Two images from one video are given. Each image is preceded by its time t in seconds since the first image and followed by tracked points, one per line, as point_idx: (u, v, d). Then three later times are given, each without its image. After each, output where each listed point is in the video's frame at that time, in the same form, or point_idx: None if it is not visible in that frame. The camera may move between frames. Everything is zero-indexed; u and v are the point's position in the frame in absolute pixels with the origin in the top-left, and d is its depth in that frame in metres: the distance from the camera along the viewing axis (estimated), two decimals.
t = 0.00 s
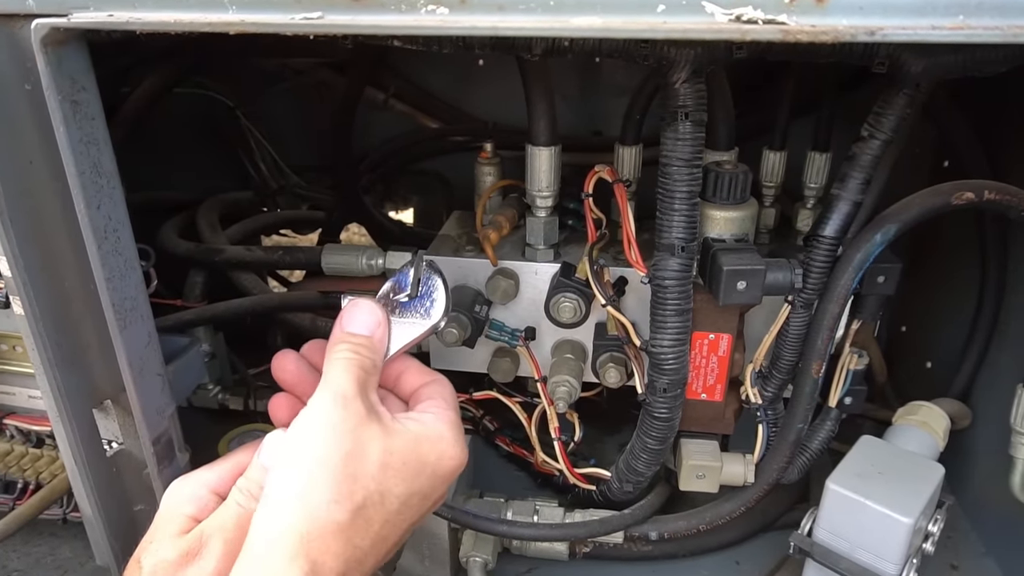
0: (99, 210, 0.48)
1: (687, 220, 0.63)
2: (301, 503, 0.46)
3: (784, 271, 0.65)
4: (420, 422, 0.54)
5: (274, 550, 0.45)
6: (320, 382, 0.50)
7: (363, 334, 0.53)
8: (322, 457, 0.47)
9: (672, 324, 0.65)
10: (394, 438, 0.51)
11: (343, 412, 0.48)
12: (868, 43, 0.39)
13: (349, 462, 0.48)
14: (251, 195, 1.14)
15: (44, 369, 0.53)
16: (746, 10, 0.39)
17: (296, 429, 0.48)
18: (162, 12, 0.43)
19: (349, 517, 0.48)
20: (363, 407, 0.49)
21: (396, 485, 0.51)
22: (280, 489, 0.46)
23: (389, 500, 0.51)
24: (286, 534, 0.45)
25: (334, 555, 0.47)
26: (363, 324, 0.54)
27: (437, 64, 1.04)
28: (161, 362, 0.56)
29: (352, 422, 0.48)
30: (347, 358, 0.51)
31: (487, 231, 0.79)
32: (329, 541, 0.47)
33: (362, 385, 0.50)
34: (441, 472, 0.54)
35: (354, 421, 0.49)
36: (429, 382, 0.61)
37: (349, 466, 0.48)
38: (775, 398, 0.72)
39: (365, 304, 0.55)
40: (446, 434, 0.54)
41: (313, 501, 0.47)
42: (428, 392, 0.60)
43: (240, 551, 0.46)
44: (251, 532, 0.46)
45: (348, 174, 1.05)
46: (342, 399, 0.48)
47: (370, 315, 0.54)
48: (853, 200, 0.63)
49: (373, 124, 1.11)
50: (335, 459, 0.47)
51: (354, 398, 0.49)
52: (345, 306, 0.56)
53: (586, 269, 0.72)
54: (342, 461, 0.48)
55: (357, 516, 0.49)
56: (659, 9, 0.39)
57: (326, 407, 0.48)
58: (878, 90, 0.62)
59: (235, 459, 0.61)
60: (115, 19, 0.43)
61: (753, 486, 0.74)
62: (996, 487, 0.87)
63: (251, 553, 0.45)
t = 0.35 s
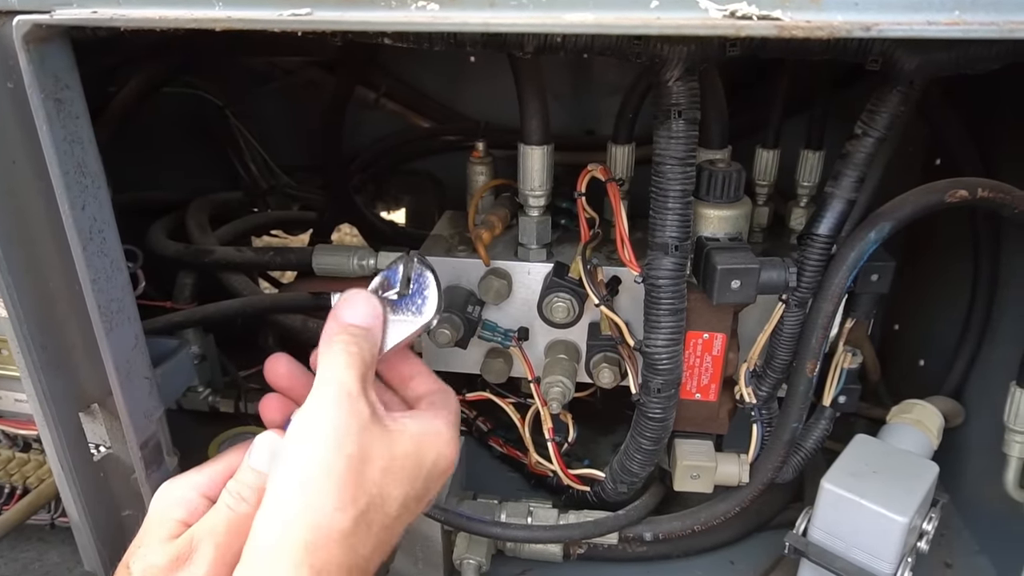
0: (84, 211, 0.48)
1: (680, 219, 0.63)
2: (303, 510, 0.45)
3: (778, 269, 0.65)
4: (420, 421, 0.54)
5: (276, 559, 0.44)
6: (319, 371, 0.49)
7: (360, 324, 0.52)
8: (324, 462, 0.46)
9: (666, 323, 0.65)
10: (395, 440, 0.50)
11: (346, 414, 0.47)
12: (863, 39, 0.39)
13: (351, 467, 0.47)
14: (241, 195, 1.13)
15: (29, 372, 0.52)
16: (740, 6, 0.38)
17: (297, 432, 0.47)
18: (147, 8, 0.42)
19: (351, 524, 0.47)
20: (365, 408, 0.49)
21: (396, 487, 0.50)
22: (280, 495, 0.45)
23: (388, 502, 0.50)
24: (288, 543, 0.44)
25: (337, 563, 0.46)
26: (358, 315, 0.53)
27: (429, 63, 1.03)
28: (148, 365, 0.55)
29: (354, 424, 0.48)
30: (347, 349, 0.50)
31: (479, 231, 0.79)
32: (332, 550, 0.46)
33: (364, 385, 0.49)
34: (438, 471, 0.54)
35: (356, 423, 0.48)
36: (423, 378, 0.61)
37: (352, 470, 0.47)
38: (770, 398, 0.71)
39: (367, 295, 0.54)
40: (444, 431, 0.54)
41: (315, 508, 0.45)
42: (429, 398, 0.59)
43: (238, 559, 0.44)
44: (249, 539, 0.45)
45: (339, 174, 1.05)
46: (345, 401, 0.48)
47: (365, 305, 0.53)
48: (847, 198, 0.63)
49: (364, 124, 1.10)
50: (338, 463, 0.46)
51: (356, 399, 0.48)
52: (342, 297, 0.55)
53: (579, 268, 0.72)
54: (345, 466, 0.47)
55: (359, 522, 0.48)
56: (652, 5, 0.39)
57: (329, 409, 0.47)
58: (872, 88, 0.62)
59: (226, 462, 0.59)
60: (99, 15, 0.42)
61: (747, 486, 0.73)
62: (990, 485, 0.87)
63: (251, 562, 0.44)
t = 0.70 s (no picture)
0: (47, 202, 0.45)
1: (677, 211, 0.60)
2: (277, 512, 0.43)
3: (780, 263, 0.63)
4: (393, 413, 0.52)
5: (251, 565, 0.42)
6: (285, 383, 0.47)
7: (328, 343, 0.50)
8: (296, 460, 0.44)
9: (662, 320, 0.62)
10: (370, 435, 0.49)
11: (317, 410, 0.46)
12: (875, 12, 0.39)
13: (326, 463, 0.45)
14: (226, 192, 1.10)
15: None
16: None
17: (265, 432, 0.45)
18: None
19: (332, 524, 0.45)
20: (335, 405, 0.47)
21: (376, 483, 0.48)
22: (252, 497, 0.43)
23: (370, 500, 0.48)
24: (263, 548, 0.42)
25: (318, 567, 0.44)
26: (327, 333, 0.51)
27: (418, 56, 1.01)
28: (120, 365, 0.53)
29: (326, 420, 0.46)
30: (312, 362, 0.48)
31: (470, 226, 0.76)
32: (312, 552, 0.43)
33: (333, 384, 0.48)
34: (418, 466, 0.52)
35: (329, 419, 0.46)
36: (400, 368, 0.57)
37: (327, 468, 0.45)
38: (770, 397, 0.69)
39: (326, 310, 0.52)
40: (421, 420, 0.52)
41: (291, 508, 0.43)
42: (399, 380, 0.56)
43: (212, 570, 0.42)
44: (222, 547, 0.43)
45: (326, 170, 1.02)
46: (315, 398, 0.46)
47: (332, 325, 0.51)
48: (850, 188, 0.61)
49: (352, 119, 1.08)
50: (311, 460, 0.45)
51: (326, 397, 0.46)
52: (310, 315, 0.52)
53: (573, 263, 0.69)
54: (320, 462, 0.45)
55: (340, 521, 0.45)
56: None
57: (298, 407, 0.45)
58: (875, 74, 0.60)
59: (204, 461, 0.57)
60: None
61: (747, 487, 0.71)
62: (993, 484, 0.85)
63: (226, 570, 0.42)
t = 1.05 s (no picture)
0: (9, 182, 0.43)
1: (689, 196, 0.57)
2: (277, 513, 0.39)
3: (798, 251, 0.59)
4: (396, 397, 0.48)
5: None
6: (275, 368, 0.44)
7: (323, 329, 0.48)
8: (295, 456, 0.41)
9: (674, 312, 0.59)
10: (374, 424, 0.45)
11: (315, 402, 0.42)
12: None
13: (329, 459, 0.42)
14: (213, 186, 1.06)
15: None
16: None
17: (259, 426, 0.41)
18: None
19: (337, 525, 0.41)
20: (333, 395, 0.43)
21: (383, 478, 0.45)
22: (248, 498, 0.39)
23: (377, 496, 0.44)
24: (264, 554, 0.38)
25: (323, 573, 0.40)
26: (321, 318, 0.49)
27: (411, 42, 0.97)
28: (92, 363, 0.51)
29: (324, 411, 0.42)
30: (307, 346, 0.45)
31: (467, 216, 0.73)
32: (316, 557, 0.40)
33: (329, 374, 0.44)
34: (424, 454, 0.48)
35: (328, 411, 0.42)
36: (395, 343, 0.53)
37: (329, 463, 0.41)
38: (784, 392, 0.66)
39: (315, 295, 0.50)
40: (427, 409, 0.48)
41: (292, 509, 0.40)
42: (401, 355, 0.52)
43: None
44: (216, 551, 0.39)
45: (315, 161, 0.98)
46: (314, 391, 0.42)
47: (324, 310, 0.49)
48: (871, 172, 0.58)
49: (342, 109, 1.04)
50: (312, 455, 0.41)
51: (324, 387, 0.43)
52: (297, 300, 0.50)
53: (578, 252, 0.66)
54: (321, 458, 0.41)
55: (346, 521, 0.42)
56: None
57: (294, 399, 0.42)
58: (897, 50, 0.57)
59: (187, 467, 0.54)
60: None
61: (762, 487, 0.68)
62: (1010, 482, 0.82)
63: None
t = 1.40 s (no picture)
0: None
1: (699, 183, 0.55)
2: (273, 503, 0.37)
3: (812, 239, 0.57)
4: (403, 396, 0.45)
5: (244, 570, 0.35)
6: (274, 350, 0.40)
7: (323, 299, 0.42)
8: (295, 443, 0.38)
9: (683, 303, 0.57)
10: (380, 419, 0.42)
11: (318, 386, 0.39)
12: None
13: (332, 450, 0.39)
14: (201, 180, 1.03)
15: None
16: None
17: (256, 412, 0.38)
18: None
19: (338, 518, 0.38)
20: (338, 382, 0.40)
21: (388, 473, 0.42)
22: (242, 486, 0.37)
23: (381, 493, 0.42)
24: (258, 546, 0.36)
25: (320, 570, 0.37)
26: (322, 287, 0.42)
27: (405, 32, 0.94)
28: (71, 359, 0.48)
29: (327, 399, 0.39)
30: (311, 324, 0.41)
31: (466, 207, 0.70)
32: (315, 553, 0.37)
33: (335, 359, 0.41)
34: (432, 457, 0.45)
35: (332, 398, 0.40)
36: (386, 353, 0.52)
37: (332, 453, 0.39)
38: (795, 387, 0.64)
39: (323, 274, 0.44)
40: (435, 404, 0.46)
41: (290, 498, 0.37)
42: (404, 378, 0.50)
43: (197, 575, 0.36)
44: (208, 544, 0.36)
45: (307, 154, 0.95)
46: (317, 375, 0.39)
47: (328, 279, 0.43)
48: (887, 156, 0.56)
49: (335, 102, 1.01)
50: (313, 443, 0.38)
51: (328, 374, 0.40)
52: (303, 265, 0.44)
53: (583, 242, 0.64)
54: (323, 446, 0.39)
55: (347, 517, 0.39)
56: None
57: (295, 382, 0.39)
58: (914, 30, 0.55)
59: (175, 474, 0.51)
60: None
61: (772, 485, 0.65)
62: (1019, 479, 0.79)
63: (212, 571, 0.35)
